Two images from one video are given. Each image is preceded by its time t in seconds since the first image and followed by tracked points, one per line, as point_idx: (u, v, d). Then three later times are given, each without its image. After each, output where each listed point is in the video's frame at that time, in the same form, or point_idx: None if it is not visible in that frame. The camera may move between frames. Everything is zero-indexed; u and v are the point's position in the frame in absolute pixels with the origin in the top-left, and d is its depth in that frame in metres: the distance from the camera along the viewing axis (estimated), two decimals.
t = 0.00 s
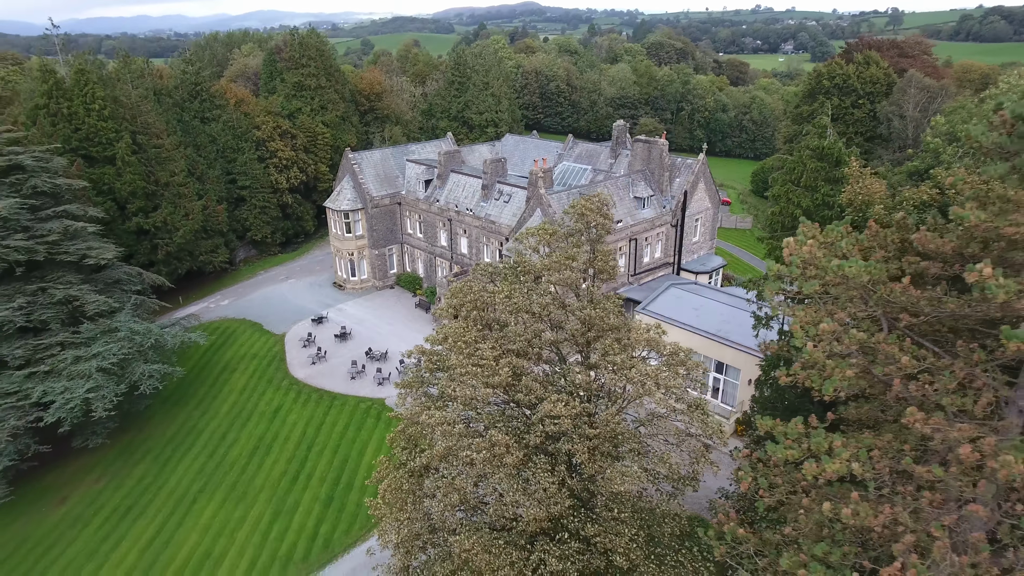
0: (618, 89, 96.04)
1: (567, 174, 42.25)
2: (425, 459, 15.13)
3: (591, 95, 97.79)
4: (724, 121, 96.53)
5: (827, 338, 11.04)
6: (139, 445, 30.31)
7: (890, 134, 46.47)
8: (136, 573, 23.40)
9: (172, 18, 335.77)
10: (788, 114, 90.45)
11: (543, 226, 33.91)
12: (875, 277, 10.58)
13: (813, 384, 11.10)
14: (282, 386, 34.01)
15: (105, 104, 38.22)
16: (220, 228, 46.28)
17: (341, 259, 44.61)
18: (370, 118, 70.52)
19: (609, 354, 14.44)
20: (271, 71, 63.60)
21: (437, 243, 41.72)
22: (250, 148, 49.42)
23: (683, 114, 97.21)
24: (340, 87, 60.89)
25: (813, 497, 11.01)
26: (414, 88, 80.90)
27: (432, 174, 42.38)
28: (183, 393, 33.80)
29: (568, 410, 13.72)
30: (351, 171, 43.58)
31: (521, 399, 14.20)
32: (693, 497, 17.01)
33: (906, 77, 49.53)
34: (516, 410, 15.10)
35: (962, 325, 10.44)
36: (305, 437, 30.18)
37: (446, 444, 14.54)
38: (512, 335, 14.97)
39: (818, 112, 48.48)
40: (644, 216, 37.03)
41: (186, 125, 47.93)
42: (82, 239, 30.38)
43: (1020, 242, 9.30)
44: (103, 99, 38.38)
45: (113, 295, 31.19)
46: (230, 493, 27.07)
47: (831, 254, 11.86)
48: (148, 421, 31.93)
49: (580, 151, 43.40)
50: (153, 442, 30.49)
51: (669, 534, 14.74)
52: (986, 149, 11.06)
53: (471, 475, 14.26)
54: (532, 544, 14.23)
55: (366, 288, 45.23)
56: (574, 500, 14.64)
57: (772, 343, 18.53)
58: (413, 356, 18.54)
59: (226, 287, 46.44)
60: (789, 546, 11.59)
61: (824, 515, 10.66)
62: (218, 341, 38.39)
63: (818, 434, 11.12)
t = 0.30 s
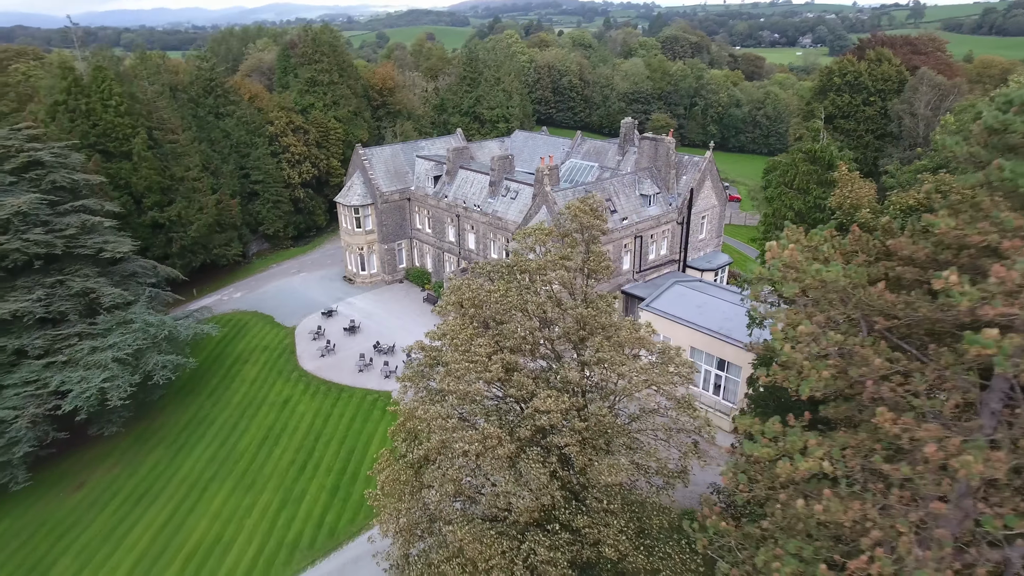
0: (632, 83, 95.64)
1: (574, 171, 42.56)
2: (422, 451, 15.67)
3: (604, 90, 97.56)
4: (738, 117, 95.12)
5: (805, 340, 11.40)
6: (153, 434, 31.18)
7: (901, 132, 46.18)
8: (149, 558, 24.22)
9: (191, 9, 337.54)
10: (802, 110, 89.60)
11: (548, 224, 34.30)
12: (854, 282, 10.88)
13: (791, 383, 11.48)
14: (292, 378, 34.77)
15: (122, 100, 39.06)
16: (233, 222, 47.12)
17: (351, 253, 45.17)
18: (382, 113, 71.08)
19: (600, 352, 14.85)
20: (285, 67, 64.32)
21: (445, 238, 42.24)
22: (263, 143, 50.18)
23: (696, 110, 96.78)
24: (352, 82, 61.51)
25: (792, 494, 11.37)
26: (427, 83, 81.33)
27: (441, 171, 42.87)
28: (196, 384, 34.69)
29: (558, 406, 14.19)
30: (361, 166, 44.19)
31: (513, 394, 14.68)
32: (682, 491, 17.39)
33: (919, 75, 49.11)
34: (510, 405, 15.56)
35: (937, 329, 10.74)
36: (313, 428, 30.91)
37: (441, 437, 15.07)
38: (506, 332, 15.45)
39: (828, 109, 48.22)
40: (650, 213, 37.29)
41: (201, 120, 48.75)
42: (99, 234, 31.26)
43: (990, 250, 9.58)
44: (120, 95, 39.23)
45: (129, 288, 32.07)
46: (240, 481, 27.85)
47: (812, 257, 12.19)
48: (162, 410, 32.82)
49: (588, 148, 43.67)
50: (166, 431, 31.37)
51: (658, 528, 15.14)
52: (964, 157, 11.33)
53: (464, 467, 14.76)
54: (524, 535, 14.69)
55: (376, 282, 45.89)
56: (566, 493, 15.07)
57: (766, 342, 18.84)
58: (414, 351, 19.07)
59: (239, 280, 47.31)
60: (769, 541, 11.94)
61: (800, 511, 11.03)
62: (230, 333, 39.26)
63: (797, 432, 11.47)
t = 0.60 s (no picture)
0: (644, 78, 95.29)
1: (581, 168, 42.96)
2: (418, 443, 16.27)
3: (616, 85, 97.32)
4: (750, 112, 93.99)
5: (782, 341, 11.85)
6: (166, 422, 32.12)
7: (910, 131, 45.94)
8: (161, 542, 25.13)
9: (207, 2, 339.83)
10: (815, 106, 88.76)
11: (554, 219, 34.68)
12: (829, 285, 11.27)
13: (768, 382, 11.94)
14: (301, 370, 35.56)
15: (137, 96, 39.87)
16: (246, 216, 47.99)
17: (361, 248, 46.00)
18: (393, 108, 71.65)
19: (590, 349, 15.36)
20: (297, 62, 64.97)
21: (453, 234, 42.79)
22: (275, 138, 50.93)
23: (709, 105, 96.39)
24: (364, 77, 62.10)
25: (767, 488, 11.84)
26: (438, 78, 81.74)
27: (449, 167, 43.37)
28: (208, 375, 35.58)
29: (547, 400, 14.71)
30: (371, 162, 44.83)
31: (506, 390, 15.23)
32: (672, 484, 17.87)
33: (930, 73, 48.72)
34: (503, 399, 16.13)
35: (908, 331, 11.15)
36: (320, 419, 31.63)
37: (436, 429, 15.65)
38: (500, 329, 15.97)
39: (837, 107, 48.01)
40: (654, 211, 37.60)
41: (215, 116, 49.54)
42: (115, 228, 32.11)
43: (956, 257, 9.95)
44: (135, 91, 40.06)
45: (143, 280, 32.96)
46: (249, 469, 28.67)
47: (793, 260, 12.58)
48: (175, 399, 33.76)
49: (596, 144, 43.98)
50: (179, 420, 32.26)
51: (646, 518, 15.64)
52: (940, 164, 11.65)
53: (457, 458, 15.34)
54: (515, 525, 15.25)
55: (384, 276, 46.62)
56: (556, 485, 15.57)
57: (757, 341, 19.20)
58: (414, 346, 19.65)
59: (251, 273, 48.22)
60: (747, 533, 12.41)
61: (774, 504, 11.51)
62: (241, 325, 40.15)
63: (773, 429, 11.92)
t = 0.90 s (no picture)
0: (651, 73, 95.02)
1: (583, 164, 43.30)
2: (411, 434, 16.84)
3: (623, 80, 97.33)
4: (757, 107, 93.35)
5: (756, 339, 12.31)
6: (173, 413, 32.91)
7: (913, 128, 45.98)
8: (167, 529, 25.89)
9: None
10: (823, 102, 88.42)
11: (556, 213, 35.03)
12: (802, 286, 11.68)
13: (744, 379, 12.41)
14: (305, 362, 36.25)
15: (146, 93, 40.55)
16: (252, 211, 48.72)
17: (365, 243, 46.62)
18: (399, 103, 72.12)
19: (578, 345, 15.87)
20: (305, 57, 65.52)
21: (455, 229, 43.30)
22: (281, 133, 51.55)
23: (716, 100, 96.25)
24: (370, 73, 62.58)
25: (742, 480, 12.32)
26: (445, 73, 82.11)
27: (452, 163, 43.85)
28: (214, 367, 36.35)
29: (533, 394, 15.23)
30: (375, 158, 45.36)
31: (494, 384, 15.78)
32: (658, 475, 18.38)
33: (934, 70, 48.68)
34: (493, 393, 16.67)
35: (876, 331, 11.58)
36: (322, 411, 32.29)
37: (427, 421, 16.23)
38: (490, 325, 16.51)
39: (840, 104, 48.04)
40: (654, 208, 37.94)
41: (222, 111, 50.17)
42: (123, 222, 32.84)
43: (919, 261, 10.38)
44: (143, 88, 40.75)
45: (150, 274, 33.71)
46: (253, 460, 29.38)
47: (770, 261, 12.99)
48: (182, 390, 34.55)
49: (598, 141, 44.28)
50: (185, 411, 33.04)
51: (631, 509, 16.14)
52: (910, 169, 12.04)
53: (447, 449, 15.91)
54: (504, 513, 15.82)
55: (388, 271, 47.23)
56: (543, 476, 16.06)
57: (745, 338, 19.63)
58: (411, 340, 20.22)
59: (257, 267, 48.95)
60: (724, 523, 12.89)
61: (747, 495, 11.99)
62: (247, 319, 40.89)
63: (748, 424, 12.39)
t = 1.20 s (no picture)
0: (657, 68, 94.67)
1: (584, 161, 43.64)
2: (407, 426, 17.44)
3: (629, 74, 97.22)
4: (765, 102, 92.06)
5: (734, 337, 12.79)
6: (181, 404, 33.70)
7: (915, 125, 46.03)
8: (174, 516, 26.69)
9: None
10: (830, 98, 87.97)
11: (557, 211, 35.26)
12: (778, 286, 12.12)
13: (722, 375, 12.89)
14: (310, 355, 36.92)
15: (154, 89, 41.22)
16: (259, 206, 49.43)
17: (369, 238, 47.07)
18: (405, 98, 72.53)
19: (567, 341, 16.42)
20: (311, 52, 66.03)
21: (458, 224, 43.80)
22: (287, 129, 52.16)
23: (722, 95, 96.03)
24: (376, 68, 63.02)
25: (719, 471, 12.83)
26: (451, 68, 82.41)
27: (455, 159, 44.29)
28: (220, 359, 37.10)
29: (523, 388, 15.78)
30: (379, 154, 45.79)
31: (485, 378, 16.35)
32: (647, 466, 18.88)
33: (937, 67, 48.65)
34: (485, 387, 17.25)
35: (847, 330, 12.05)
36: (325, 403, 32.95)
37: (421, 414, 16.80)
38: (482, 321, 17.06)
39: (844, 101, 48.07)
40: (654, 204, 38.29)
41: (229, 107, 50.80)
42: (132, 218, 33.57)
43: (885, 263, 10.83)
44: (152, 84, 41.43)
45: (158, 268, 34.45)
46: (257, 450, 30.09)
47: (750, 261, 13.45)
48: (189, 382, 35.33)
49: (600, 138, 44.59)
50: (192, 402, 33.80)
51: (618, 500, 16.66)
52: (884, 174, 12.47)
53: (440, 440, 16.49)
54: (495, 502, 16.38)
55: (392, 266, 47.72)
56: (533, 467, 16.62)
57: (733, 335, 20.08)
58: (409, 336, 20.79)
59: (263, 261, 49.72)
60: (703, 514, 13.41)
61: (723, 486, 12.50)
62: (253, 312, 41.64)
63: (726, 418, 12.87)
